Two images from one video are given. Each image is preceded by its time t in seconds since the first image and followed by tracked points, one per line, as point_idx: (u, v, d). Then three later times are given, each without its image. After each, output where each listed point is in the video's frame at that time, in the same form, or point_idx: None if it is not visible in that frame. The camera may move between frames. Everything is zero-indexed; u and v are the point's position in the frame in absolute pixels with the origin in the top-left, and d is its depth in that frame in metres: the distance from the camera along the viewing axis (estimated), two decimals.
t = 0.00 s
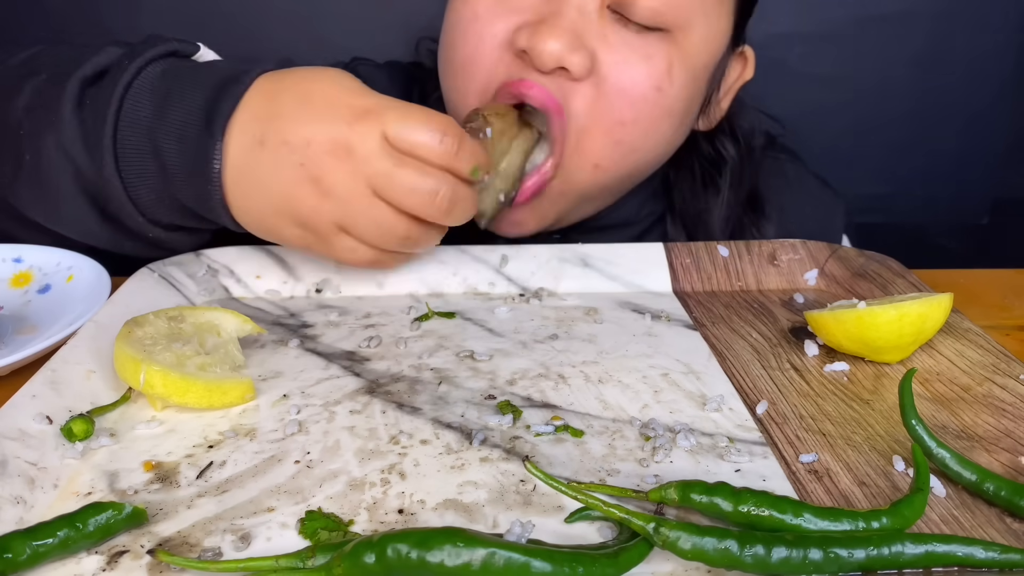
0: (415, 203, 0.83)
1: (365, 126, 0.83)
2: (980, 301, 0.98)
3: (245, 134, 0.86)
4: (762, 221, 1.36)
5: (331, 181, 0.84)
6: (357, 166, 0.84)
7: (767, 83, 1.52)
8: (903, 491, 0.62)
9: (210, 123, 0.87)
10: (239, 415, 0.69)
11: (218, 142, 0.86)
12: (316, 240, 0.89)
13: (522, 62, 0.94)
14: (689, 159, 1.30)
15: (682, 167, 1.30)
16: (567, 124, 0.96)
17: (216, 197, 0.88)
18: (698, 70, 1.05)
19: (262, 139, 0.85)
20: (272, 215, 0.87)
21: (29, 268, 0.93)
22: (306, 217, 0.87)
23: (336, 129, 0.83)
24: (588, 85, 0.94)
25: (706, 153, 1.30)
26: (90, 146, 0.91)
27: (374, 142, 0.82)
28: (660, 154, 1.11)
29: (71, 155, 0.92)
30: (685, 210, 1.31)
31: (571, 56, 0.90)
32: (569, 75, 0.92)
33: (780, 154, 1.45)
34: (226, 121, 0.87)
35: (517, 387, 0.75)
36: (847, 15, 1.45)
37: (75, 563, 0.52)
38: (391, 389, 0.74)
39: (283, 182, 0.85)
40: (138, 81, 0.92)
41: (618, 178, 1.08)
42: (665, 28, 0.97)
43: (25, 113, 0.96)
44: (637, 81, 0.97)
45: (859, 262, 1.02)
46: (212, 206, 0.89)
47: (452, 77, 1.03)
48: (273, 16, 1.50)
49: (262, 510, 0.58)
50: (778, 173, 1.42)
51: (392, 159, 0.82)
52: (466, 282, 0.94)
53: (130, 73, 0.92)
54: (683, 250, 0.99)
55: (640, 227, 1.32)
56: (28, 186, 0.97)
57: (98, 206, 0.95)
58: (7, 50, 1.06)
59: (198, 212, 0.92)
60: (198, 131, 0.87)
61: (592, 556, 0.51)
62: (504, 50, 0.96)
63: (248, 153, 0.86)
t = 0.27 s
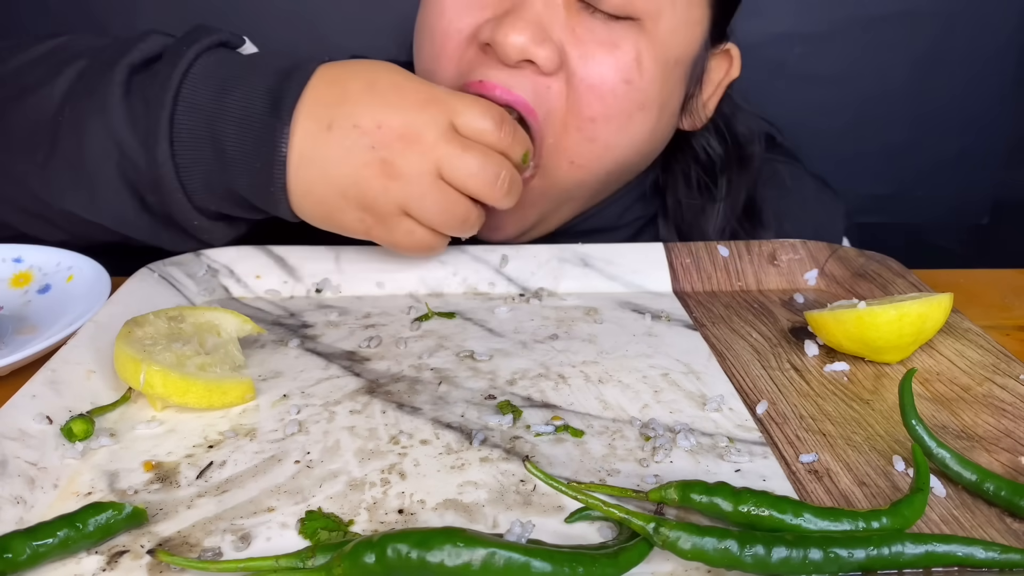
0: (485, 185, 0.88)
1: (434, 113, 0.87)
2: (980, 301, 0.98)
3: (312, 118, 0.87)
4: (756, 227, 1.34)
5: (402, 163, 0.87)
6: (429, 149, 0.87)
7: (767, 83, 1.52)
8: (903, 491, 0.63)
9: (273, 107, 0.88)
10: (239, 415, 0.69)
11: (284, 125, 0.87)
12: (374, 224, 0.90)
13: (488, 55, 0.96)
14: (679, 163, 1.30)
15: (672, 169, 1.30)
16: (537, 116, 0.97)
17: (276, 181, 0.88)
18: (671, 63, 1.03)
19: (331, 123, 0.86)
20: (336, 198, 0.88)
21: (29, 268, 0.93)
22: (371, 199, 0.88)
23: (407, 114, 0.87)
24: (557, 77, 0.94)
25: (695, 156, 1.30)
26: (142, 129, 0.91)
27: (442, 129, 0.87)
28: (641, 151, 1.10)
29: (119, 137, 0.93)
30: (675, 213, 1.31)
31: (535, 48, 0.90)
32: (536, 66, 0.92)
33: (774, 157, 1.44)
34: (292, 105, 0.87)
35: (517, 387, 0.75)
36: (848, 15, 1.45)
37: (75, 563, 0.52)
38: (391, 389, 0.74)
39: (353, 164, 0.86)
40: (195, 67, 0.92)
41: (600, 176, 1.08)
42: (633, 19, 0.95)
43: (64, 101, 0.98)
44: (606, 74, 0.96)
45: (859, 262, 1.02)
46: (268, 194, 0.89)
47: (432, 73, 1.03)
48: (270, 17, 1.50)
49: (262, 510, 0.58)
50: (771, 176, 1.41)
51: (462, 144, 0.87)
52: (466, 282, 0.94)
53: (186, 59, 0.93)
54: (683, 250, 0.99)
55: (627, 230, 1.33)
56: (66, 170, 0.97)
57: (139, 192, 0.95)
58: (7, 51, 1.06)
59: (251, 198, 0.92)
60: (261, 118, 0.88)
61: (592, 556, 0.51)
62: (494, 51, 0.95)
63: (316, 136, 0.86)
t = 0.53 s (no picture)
0: (491, 183, 0.86)
1: (443, 107, 0.86)
2: (980, 301, 0.98)
3: (321, 108, 0.86)
4: (763, 221, 1.35)
5: (408, 156, 0.85)
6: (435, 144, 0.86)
7: (767, 83, 1.52)
8: (903, 491, 0.63)
9: (283, 95, 0.88)
10: (239, 415, 0.69)
11: (294, 113, 0.87)
12: (377, 218, 0.89)
13: (505, 91, 0.95)
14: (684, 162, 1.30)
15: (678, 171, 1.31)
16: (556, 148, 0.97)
17: (285, 170, 0.88)
18: (685, 86, 1.04)
19: (338, 113, 0.86)
20: (339, 189, 0.87)
21: (29, 268, 0.93)
22: (372, 191, 0.86)
23: (416, 106, 0.85)
24: (574, 108, 0.94)
25: (701, 157, 1.30)
26: (150, 116, 0.91)
27: (451, 124, 0.86)
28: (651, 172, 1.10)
29: (127, 124, 0.92)
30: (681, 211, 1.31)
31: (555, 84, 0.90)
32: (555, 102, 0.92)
33: (778, 157, 1.45)
34: (302, 93, 0.87)
35: (517, 387, 0.75)
36: (847, 16, 1.45)
37: (75, 563, 0.52)
38: (391, 389, 0.74)
39: (357, 155, 0.85)
40: (205, 54, 0.92)
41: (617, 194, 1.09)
42: (649, 46, 0.95)
43: (71, 89, 0.97)
44: (623, 102, 0.96)
45: (859, 262, 1.02)
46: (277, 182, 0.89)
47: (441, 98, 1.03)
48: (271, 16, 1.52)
49: (262, 510, 0.58)
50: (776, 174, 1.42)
51: (471, 140, 0.86)
52: (466, 282, 0.94)
53: (198, 45, 0.92)
54: (683, 250, 0.99)
55: (634, 233, 1.33)
56: (73, 158, 0.96)
57: (146, 181, 0.95)
58: (6, 50, 1.06)
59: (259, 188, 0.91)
60: (272, 105, 0.88)
61: (592, 556, 0.51)
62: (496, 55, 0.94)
63: (322, 125, 0.86)
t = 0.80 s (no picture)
0: (442, 197, 0.84)
1: (391, 120, 0.83)
2: (980, 301, 0.98)
3: (268, 130, 0.85)
4: (769, 219, 1.35)
5: (358, 174, 0.84)
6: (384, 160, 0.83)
7: (767, 83, 1.52)
8: (903, 491, 0.63)
9: (229, 116, 0.87)
10: (239, 415, 0.69)
11: (240, 134, 0.86)
12: (341, 231, 0.90)
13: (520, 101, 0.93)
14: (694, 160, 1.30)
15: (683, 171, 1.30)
16: (568, 159, 0.97)
17: (239, 190, 0.87)
18: (699, 99, 1.05)
19: (284, 134, 0.85)
20: (298, 208, 0.88)
21: (29, 268, 0.93)
22: (331, 207, 0.86)
23: (360, 122, 0.83)
24: (589, 119, 0.94)
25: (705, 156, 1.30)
26: (101, 143, 0.89)
27: (400, 138, 0.83)
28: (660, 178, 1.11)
29: (81, 152, 0.90)
30: (689, 210, 1.31)
31: (573, 97, 0.90)
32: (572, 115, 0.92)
33: (781, 157, 1.46)
34: (247, 113, 0.86)
35: (517, 387, 0.75)
36: (849, 16, 1.45)
37: (75, 563, 0.52)
38: (391, 389, 0.74)
39: (307, 177, 0.85)
40: (151, 77, 0.91)
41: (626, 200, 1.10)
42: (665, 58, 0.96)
43: (31, 116, 0.95)
44: (638, 112, 0.97)
45: (859, 262, 1.02)
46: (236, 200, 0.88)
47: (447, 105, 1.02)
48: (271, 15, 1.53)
49: (262, 510, 0.58)
50: (779, 172, 1.43)
51: (421, 154, 0.83)
52: (466, 282, 0.94)
53: (142, 68, 0.91)
54: (683, 250, 0.99)
55: (643, 231, 1.31)
56: (37, 187, 0.95)
57: (109, 204, 0.93)
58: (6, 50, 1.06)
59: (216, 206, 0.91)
60: (220, 124, 0.87)
61: (592, 556, 0.51)
62: (500, 54, 0.94)
63: (269, 147, 0.85)
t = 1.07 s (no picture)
0: (443, 187, 0.83)
1: (390, 111, 0.82)
2: (980, 301, 0.98)
3: (271, 123, 0.85)
4: (764, 214, 1.35)
5: (358, 165, 0.83)
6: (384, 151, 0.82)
7: (767, 83, 1.52)
8: (903, 491, 0.63)
9: (237, 109, 0.87)
10: (239, 415, 0.69)
11: (247, 127, 0.86)
12: (344, 225, 0.89)
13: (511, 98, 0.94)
14: (688, 159, 1.29)
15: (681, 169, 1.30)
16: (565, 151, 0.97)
17: (245, 183, 0.87)
18: (691, 93, 1.04)
19: (286, 128, 0.85)
20: (301, 201, 0.87)
21: (29, 268, 0.92)
22: (332, 200, 0.86)
23: (361, 113, 0.82)
24: (582, 114, 0.94)
25: (703, 153, 1.29)
26: (112, 135, 0.90)
27: (400, 129, 0.82)
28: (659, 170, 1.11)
29: (92, 143, 0.91)
30: (683, 207, 1.31)
31: (561, 94, 0.89)
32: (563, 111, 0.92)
33: (776, 152, 1.45)
34: (255, 107, 0.86)
35: (517, 387, 0.75)
36: (848, 16, 1.45)
37: (75, 563, 0.52)
38: (391, 389, 0.74)
39: (308, 170, 0.84)
40: (161, 70, 0.91)
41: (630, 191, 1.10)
42: (655, 56, 0.95)
43: (41, 106, 0.96)
44: (631, 106, 0.96)
45: (859, 262, 1.02)
46: (242, 194, 0.89)
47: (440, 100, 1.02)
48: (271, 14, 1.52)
49: (262, 510, 0.58)
50: (776, 167, 1.42)
51: (421, 144, 0.82)
52: (466, 282, 0.94)
53: (152, 61, 0.91)
54: (683, 250, 0.99)
55: (637, 227, 1.32)
56: (47, 176, 0.96)
57: (117, 196, 0.95)
58: (6, 49, 1.06)
59: (223, 199, 0.91)
60: (227, 118, 0.87)
61: (592, 556, 0.51)
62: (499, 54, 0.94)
63: (272, 140, 0.85)
